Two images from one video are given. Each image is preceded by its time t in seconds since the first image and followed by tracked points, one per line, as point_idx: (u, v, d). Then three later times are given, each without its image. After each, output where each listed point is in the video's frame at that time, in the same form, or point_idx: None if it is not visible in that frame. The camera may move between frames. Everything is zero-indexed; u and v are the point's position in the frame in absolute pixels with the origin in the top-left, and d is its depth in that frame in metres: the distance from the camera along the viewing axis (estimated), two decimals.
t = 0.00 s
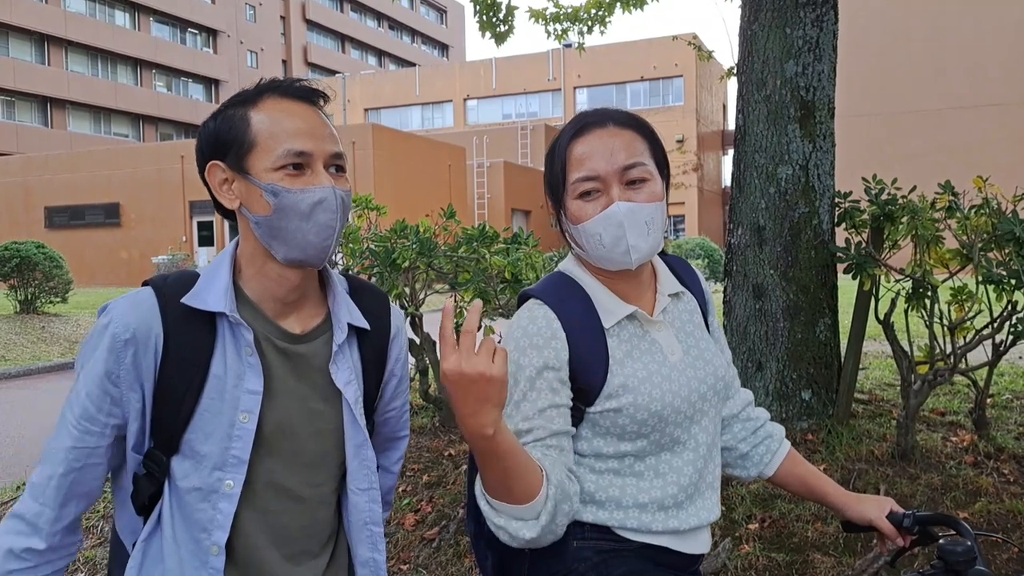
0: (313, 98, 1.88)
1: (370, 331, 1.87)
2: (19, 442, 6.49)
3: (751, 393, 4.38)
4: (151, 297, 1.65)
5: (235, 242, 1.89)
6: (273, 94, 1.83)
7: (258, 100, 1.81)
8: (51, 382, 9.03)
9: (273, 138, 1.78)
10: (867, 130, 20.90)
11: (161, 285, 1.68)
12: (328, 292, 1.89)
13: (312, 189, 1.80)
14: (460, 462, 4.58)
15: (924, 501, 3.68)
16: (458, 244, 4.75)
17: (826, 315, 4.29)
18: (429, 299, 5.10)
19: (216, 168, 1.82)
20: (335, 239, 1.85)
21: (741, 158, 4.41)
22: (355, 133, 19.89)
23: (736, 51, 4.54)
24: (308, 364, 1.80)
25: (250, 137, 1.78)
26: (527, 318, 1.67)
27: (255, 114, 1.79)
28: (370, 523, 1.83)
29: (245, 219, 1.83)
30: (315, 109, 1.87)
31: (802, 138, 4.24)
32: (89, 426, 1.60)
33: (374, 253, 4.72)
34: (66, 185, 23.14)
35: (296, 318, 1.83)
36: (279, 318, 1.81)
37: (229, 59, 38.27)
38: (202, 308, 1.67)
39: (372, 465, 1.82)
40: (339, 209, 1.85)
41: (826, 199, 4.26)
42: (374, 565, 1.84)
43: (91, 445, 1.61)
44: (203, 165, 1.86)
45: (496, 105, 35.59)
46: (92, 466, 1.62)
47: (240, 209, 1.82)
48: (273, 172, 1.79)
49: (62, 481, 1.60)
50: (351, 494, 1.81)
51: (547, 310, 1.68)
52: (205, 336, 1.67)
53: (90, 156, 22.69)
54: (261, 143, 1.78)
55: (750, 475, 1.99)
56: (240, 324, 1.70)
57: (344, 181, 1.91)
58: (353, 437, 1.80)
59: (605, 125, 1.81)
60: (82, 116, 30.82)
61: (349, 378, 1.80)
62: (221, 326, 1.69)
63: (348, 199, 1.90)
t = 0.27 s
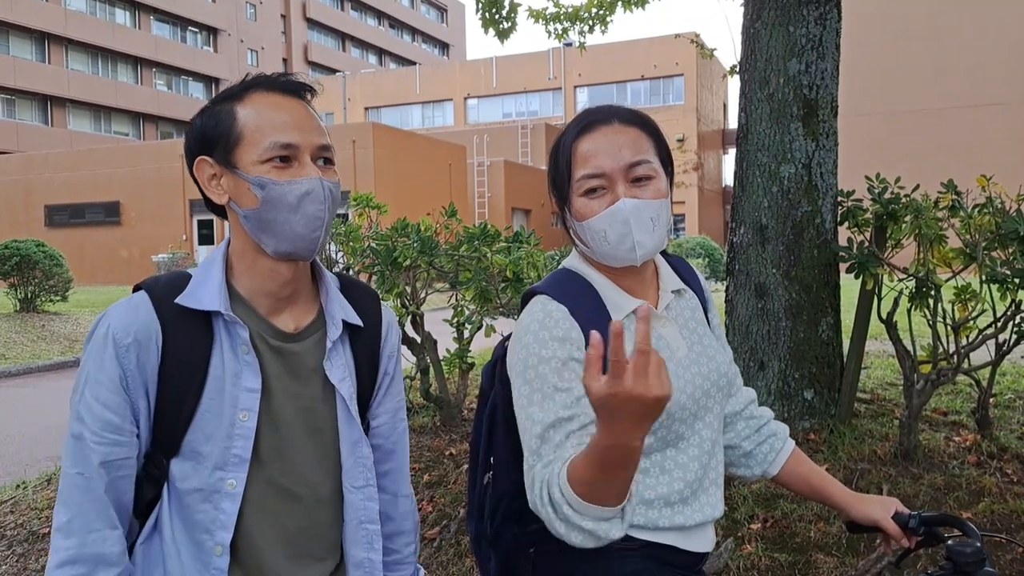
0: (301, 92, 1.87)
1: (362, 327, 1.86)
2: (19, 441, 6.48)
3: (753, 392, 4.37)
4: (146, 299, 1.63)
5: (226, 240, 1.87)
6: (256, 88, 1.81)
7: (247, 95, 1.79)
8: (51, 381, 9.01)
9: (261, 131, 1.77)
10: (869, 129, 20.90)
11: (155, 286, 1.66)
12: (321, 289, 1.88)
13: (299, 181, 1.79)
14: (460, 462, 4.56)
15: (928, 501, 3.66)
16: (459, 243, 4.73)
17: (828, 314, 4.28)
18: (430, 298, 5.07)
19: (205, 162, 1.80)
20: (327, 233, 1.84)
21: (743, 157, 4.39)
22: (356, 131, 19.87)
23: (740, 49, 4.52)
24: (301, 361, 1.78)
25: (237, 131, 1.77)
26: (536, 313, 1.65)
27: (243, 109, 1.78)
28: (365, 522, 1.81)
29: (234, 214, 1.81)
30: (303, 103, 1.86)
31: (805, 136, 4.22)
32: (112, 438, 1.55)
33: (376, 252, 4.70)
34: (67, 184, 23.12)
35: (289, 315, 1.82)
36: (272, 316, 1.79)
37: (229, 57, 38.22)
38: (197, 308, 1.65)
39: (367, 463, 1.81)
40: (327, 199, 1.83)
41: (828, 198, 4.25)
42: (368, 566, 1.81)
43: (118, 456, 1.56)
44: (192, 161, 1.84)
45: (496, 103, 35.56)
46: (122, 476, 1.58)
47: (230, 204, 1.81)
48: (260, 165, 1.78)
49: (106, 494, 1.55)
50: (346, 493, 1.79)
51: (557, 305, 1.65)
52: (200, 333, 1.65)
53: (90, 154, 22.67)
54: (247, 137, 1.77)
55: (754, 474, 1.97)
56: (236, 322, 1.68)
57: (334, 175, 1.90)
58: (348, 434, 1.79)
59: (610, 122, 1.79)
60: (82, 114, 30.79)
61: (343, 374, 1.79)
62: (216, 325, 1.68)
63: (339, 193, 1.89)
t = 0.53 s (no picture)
0: (289, 87, 1.86)
1: (355, 325, 1.84)
2: (19, 439, 6.48)
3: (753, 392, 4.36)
4: (140, 302, 1.61)
5: (217, 238, 1.86)
6: (245, 84, 1.81)
7: (235, 90, 1.78)
8: (51, 379, 9.00)
9: (250, 127, 1.76)
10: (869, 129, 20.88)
11: (148, 288, 1.65)
12: (313, 286, 1.87)
13: (290, 177, 1.78)
14: (460, 462, 4.56)
15: (928, 501, 3.66)
16: (459, 242, 4.73)
17: (828, 313, 4.28)
18: (429, 297, 5.06)
19: (195, 160, 1.79)
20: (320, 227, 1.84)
21: (744, 156, 4.38)
22: (356, 130, 19.86)
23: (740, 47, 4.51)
24: (295, 359, 1.77)
25: (226, 127, 1.76)
26: (539, 309, 1.64)
27: (232, 104, 1.77)
28: (349, 521, 1.78)
29: (226, 212, 1.81)
30: (292, 98, 1.84)
31: (805, 135, 4.21)
32: (114, 445, 1.55)
33: (375, 250, 4.69)
34: (66, 182, 23.12)
35: (281, 314, 1.81)
36: (265, 316, 1.79)
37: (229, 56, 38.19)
38: (192, 310, 1.64)
39: (357, 462, 1.80)
40: (319, 193, 1.82)
41: (828, 197, 4.24)
42: (350, 566, 1.78)
43: (121, 463, 1.56)
44: (181, 158, 1.83)
45: (496, 102, 35.55)
46: (124, 480, 1.57)
47: (220, 201, 1.80)
48: (251, 161, 1.77)
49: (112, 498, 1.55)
50: (335, 493, 1.77)
51: (562, 303, 1.64)
52: (195, 334, 1.64)
53: (90, 153, 22.66)
54: (237, 133, 1.76)
55: (756, 474, 1.97)
56: (231, 322, 1.68)
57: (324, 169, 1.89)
58: (338, 432, 1.78)
59: (612, 121, 1.78)
60: (82, 113, 30.77)
61: (336, 371, 1.78)
62: (211, 327, 1.67)
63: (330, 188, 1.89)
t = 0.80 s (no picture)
0: (278, 85, 1.86)
1: (351, 326, 1.83)
2: (18, 438, 6.48)
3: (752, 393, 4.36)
4: (129, 306, 1.62)
5: (211, 240, 1.87)
6: (234, 83, 1.80)
7: (222, 89, 1.78)
8: (50, 378, 9.01)
9: (236, 126, 1.76)
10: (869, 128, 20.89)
11: (139, 292, 1.66)
12: (307, 286, 1.87)
13: (276, 175, 1.78)
14: (459, 461, 4.56)
15: (926, 502, 3.66)
16: (459, 242, 4.74)
17: (827, 314, 4.28)
18: (429, 297, 5.07)
19: (183, 160, 1.80)
20: (307, 227, 1.83)
21: (743, 156, 4.38)
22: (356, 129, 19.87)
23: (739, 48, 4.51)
24: (289, 361, 1.77)
25: (213, 126, 1.77)
26: (531, 314, 1.66)
27: (220, 102, 1.77)
28: (345, 523, 1.77)
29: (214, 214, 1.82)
30: (282, 96, 1.84)
31: (804, 135, 4.21)
32: (99, 450, 1.57)
33: (374, 250, 4.70)
34: (66, 181, 23.12)
35: (276, 315, 1.81)
36: (259, 318, 1.79)
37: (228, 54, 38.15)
38: (181, 313, 1.64)
39: (351, 464, 1.78)
40: (305, 192, 1.82)
41: (827, 198, 4.24)
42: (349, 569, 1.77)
43: (107, 467, 1.58)
44: (171, 158, 1.85)
45: (496, 102, 35.55)
46: (110, 487, 1.59)
47: (208, 201, 1.80)
48: (237, 160, 1.77)
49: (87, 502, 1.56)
50: (329, 495, 1.76)
51: (554, 306, 1.66)
52: (185, 339, 1.65)
53: (90, 151, 22.66)
54: (221, 133, 1.76)
55: (755, 478, 1.97)
56: (221, 326, 1.68)
57: (314, 169, 1.88)
58: (332, 435, 1.76)
59: (617, 122, 1.79)
60: (82, 111, 30.76)
61: (331, 374, 1.77)
62: (201, 330, 1.67)
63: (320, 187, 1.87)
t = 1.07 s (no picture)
0: (281, 84, 1.84)
1: (354, 329, 1.81)
2: (17, 436, 6.48)
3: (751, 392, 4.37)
4: (128, 303, 1.64)
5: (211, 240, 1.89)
6: (232, 82, 1.80)
7: (221, 89, 1.78)
8: (50, 376, 9.00)
9: (225, 126, 1.76)
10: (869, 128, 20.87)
11: (138, 290, 1.67)
12: (309, 285, 1.87)
13: (258, 176, 1.77)
14: (458, 460, 4.55)
15: (925, 501, 3.66)
16: (458, 241, 4.73)
17: (826, 313, 4.28)
18: (428, 295, 5.08)
19: (182, 161, 1.83)
20: (301, 226, 1.82)
21: (742, 156, 4.38)
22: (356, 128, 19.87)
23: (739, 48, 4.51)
24: (288, 361, 1.77)
25: (208, 126, 1.77)
26: (531, 315, 1.65)
27: (218, 103, 1.77)
28: (341, 529, 1.75)
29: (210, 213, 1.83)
30: (282, 94, 1.83)
31: (804, 135, 4.21)
32: (93, 445, 1.58)
33: (373, 249, 4.70)
34: (65, 179, 23.11)
35: (276, 314, 1.81)
36: (257, 318, 1.78)
37: (228, 53, 38.11)
38: (176, 311, 1.65)
39: (348, 467, 1.77)
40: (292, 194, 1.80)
41: (827, 197, 4.24)
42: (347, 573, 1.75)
43: (103, 461, 1.59)
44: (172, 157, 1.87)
45: (496, 101, 35.54)
46: (105, 482, 1.60)
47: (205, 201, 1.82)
48: (223, 161, 1.77)
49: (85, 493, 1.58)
50: (326, 499, 1.74)
51: (554, 306, 1.66)
52: (181, 338, 1.65)
53: (90, 150, 22.66)
54: (211, 133, 1.77)
55: (755, 478, 1.97)
56: (216, 325, 1.68)
57: (308, 168, 1.86)
58: (329, 437, 1.75)
59: (617, 119, 1.78)
60: (82, 110, 30.73)
61: (329, 377, 1.76)
62: (197, 328, 1.68)
63: (314, 187, 1.86)
